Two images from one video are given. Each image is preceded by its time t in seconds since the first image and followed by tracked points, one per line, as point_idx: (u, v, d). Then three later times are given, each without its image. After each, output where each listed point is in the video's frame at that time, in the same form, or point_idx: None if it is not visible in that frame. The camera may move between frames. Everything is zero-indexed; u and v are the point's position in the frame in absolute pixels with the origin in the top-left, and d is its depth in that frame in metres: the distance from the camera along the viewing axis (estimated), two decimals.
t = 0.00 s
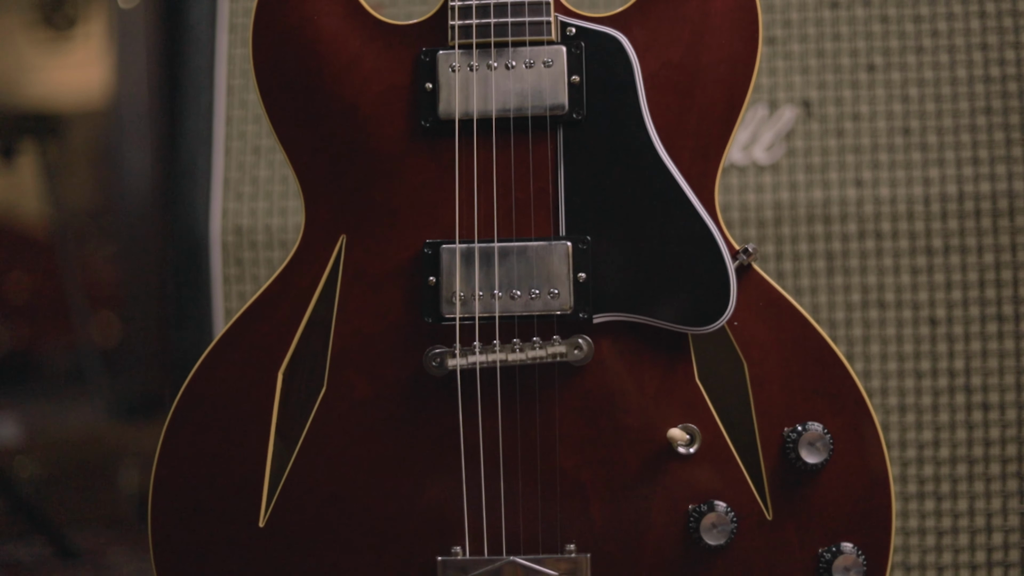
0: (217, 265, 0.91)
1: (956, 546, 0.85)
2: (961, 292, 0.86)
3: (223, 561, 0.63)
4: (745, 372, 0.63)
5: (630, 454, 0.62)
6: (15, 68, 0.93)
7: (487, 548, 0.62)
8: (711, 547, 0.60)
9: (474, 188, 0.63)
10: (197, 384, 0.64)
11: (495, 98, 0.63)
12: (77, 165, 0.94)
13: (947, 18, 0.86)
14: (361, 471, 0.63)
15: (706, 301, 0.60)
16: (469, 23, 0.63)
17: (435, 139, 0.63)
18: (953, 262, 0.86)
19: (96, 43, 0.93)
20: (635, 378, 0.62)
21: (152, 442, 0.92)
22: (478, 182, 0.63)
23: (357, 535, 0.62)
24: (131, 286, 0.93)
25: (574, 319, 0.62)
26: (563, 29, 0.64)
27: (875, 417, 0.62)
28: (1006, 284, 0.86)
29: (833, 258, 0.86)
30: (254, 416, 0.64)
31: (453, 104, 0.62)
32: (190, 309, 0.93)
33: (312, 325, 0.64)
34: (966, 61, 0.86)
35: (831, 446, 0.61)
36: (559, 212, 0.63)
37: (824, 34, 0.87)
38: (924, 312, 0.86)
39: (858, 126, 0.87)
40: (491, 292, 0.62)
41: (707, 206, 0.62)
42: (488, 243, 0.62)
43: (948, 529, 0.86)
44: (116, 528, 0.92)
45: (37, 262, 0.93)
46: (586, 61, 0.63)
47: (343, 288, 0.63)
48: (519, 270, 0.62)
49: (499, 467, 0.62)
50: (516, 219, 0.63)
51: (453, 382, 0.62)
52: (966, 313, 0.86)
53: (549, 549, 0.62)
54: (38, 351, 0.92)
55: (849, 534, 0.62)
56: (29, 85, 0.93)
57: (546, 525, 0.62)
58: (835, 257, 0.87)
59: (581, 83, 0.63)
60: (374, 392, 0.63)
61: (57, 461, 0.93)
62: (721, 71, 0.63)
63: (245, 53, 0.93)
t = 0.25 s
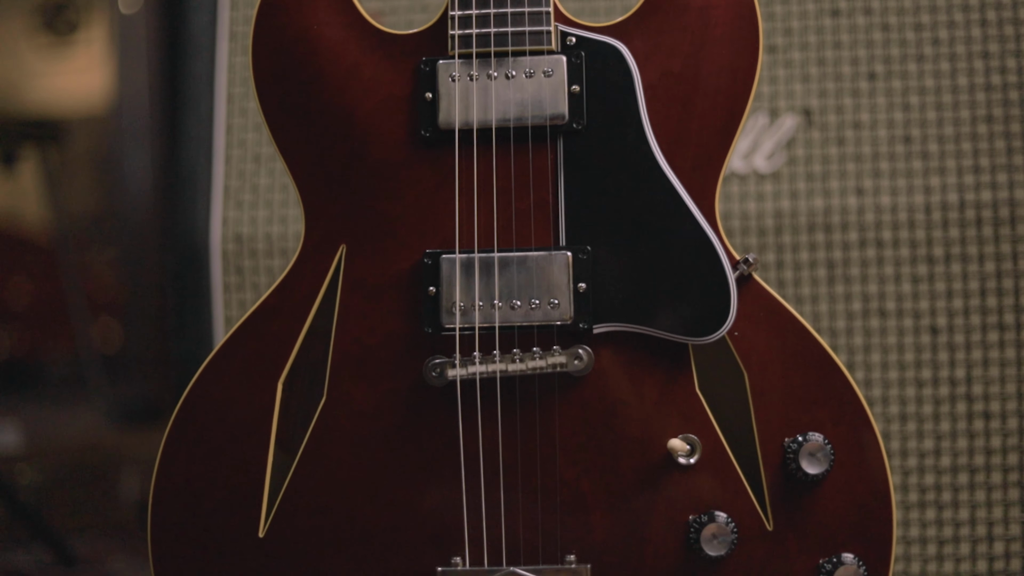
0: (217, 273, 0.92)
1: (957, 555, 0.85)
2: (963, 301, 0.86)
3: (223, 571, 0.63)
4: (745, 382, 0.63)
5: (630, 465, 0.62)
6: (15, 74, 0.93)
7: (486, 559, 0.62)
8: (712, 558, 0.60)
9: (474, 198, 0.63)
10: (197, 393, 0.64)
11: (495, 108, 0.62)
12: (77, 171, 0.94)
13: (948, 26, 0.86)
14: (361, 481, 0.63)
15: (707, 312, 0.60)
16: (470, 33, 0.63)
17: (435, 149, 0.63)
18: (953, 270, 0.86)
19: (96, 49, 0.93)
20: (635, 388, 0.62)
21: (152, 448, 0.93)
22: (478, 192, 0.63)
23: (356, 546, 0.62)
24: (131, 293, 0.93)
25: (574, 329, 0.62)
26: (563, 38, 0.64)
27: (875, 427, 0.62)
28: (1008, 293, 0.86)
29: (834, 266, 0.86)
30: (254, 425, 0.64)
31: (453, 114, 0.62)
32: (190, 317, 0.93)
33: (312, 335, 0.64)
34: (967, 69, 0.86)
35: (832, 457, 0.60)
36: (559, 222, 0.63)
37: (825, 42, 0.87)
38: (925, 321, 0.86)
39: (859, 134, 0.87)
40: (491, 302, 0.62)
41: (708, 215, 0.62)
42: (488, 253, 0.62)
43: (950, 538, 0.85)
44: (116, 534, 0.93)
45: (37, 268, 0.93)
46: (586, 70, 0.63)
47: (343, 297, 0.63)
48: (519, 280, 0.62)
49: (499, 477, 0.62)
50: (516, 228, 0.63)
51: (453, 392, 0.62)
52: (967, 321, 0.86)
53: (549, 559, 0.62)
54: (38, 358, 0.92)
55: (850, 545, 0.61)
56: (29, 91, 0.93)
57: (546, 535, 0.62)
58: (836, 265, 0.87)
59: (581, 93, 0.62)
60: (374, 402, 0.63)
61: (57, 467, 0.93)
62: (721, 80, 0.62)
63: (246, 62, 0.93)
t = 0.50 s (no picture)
0: (217, 281, 0.91)
1: (958, 564, 0.85)
2: (963, 310, 0.86)
3: None
4: (746, 394, 0.62)
5: (630, 477, 0.62)
6: (15, 80, 0.94)
7: (486, 571, 0.62)
8: (711, 569, 0.60)
9: (473, 209, 0.63)
10: (197, 404, 0.64)
11: (495, 118, 0.62)
12: (77, 177, 0.94)
13: (948, 34, 0.86)
14: (360, 493, 0.63)
15: (707, 323, 0.60)
16: (469, 43, 0.63)
17: (435, 159, 0.63)
18: (954, 279, 0.86)
19: (96, 55, 0.93)
20: (635, 400, 0.62)
21: (153, 456, 0.93)
22: (478, 203, 0.63)
23: (356, 557, 0.62)
24: (131, 299, 0.93)
25: (574, 340, 0.62)
26: (563, 48, 0.63)
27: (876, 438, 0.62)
28: (1008, 302, 0.86)
29: (834, 276, 0.86)
30: (253, 437, 0.64)
31: (453, 124, 0.62)
32: (190, 324, 0.93)
33: (312, 346, 0.64)
34: (968, 77, 0.86)
35: (833, 468, 0.60)
36: (559, 233, 0.62)
37: (826, 50, 0.87)
38: (925, 330, 0.86)
39: (860, 143, 0.87)
40: (491, 313, 0.62)
41: (708, 226, 0.62)
42: (488, 264, 0.62)
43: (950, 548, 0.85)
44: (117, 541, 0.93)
45: (37, 275, 0.93)
46: (586, 81, 0.63)
47: (343, 308, 0.63)
48: (519, 291, 0.62)
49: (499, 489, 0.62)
50: (516, 239, 0.63)
51: (453, 403, 0.62)
52: (968, 330, 0.86)
53: (549, 570, 0.62)
54: (38, 365, 0.92)
55: (850, 556, 0.61)
56: (30, 97, 0.94)
57: (546, 547, 0.62)
58: (837, 274, 0.86)
59: (581, 103, 0.62)
60: (374, 414, 0.63)
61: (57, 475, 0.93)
62: (721, 90, 0.62)
63: (245, 70, 0.93)
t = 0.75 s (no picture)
0: (217, 298, 0.92)
1: None
2: (964, 326, 0.86)
3: None
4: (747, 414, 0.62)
5: (630, 497, 0.62)
6: (17, 93, 0.94)
7: None
8: None
9: (474, 228, 0.63)
10: (197, 423, 0.64)
11: (495, 137, 0.62)
12: (78, 190, 0.94)
13: (948, 51, 0.87)
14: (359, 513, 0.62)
15: (707, 342, 0.60)
16: (469, 62, 0.63)
17: (435, 179, 0.63)
18: (955, 296, 0.86)
19: (97, 68, 0.94)
20: (635, 420, 0.62)
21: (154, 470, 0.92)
22: (478, 222, 0.63)
23: None
24: (132, 312, 0.93)
25: (574, 359, 0.62)
26: (563, 67, 0.63)
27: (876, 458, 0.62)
28: (1010, 319, 0.85)
29: (835, 292, 0.86)
30: (253, 456, 0.63)
31: (453, 143, 0.62)
32: (190, 340, 0.92)
33: (312, 365, 0.64)
34: (968, 93, 0.86)
35: (833, 488, 0.60)
36: (559, 251, 0.62)
37: (826, 66, 0.88)
38: (926, 346, 0.86)
39: (860, 159, 0.87)
40: (491, 332, 0.62)
41: (709, 245, 0.62)
42: (488, 283, 0.62)
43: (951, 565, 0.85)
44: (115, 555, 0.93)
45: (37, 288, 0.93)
46: (586, 99, 0.63)
47: (342, 327, 0.63)
48: (519, 310, 0.61)
49: (500, 508, 0.62)
50: (516, 258, 0.63)
51: (453, 422, 0.62)
52: (969, 347, 0.86)
53: None
54: (39, 378, 0.93)
55: None
56: (31, 109, 0.94)
57: (546, 568, 0.62)
58: (837, 291, 0.86)
59: (581, 122, 0.62)
60: (374, 433, 0.63)
61: (57, 488, 0.93)
62: (721, 109, 0.62)
63: (246, 85, 0.93)
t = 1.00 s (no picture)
0: (218, 307, 0.91)
1: None
2: (965, 337, 0.86)
3: None
4: (747, 425, 0.63)
5: (631, 510, 0.62)
6: (19, 102, 0.94)
7: None
8: None
9: (474, 241, 0.63)
10: (197, 435, 0.64)
11: (495, 150, 0.62)
12: (79, 199, 0.94)
13: (948, 62, 0.87)
14: (359, 526, 0.62)
15: (708, 355, 0.60)
16: (469, 74, 0.63)
17: (436, 191, 0.63)
18: (955, 307, 0.86)
19: (98, 77, 0.94)
20: (636, 432, 0.62)
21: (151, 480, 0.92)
22: (479, 234, 0.63)
23: None
24: (131, 322, 0.93)
25: (574, 371, 0.62)
26: (563, 80, 0.64)
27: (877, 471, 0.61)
28: (1010, 330, 0.85)
29: (835, 304, 0.86)
30: (253, 469, 0.63)
31: (453, 155, 0.62)
32: (191, 350, 0.92)
33: (312, 377, 0.64)
34: (968, 104, 0.87)
35: (834, 500, 0.60)
36: (559, 264, 0.62)
37: (826, 78, 0.88)
38: (926, 358, 0.86)
39: (860, 170, 0.87)
40: (491, 344, 0.62)
41: (709, 257, 0.62)
42: (488, 295, 0.62)
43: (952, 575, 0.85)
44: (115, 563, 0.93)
45: (37, 297, 0.93)
46: (586, 112, 0.63)
47: (343, 339, 0.63)
48: (519, 323, 0.62)
49: (500, 521, 0.62)
50: (516, 270, 0.63)
51: (453, 435, 0.62)
52: (969, 358, 0.86)
53: None
54: (38, 387, 0.93)
55: None
56: (32, 119, 0.94)
57: None
58: (838, 302, 0.86)
59: (581, 135, 0.62)
60: (374, 446, 0.63)
61: (57, 497, 0.93)
62: (722, 121, 0.62)
63: (246, 96, 0.92)
